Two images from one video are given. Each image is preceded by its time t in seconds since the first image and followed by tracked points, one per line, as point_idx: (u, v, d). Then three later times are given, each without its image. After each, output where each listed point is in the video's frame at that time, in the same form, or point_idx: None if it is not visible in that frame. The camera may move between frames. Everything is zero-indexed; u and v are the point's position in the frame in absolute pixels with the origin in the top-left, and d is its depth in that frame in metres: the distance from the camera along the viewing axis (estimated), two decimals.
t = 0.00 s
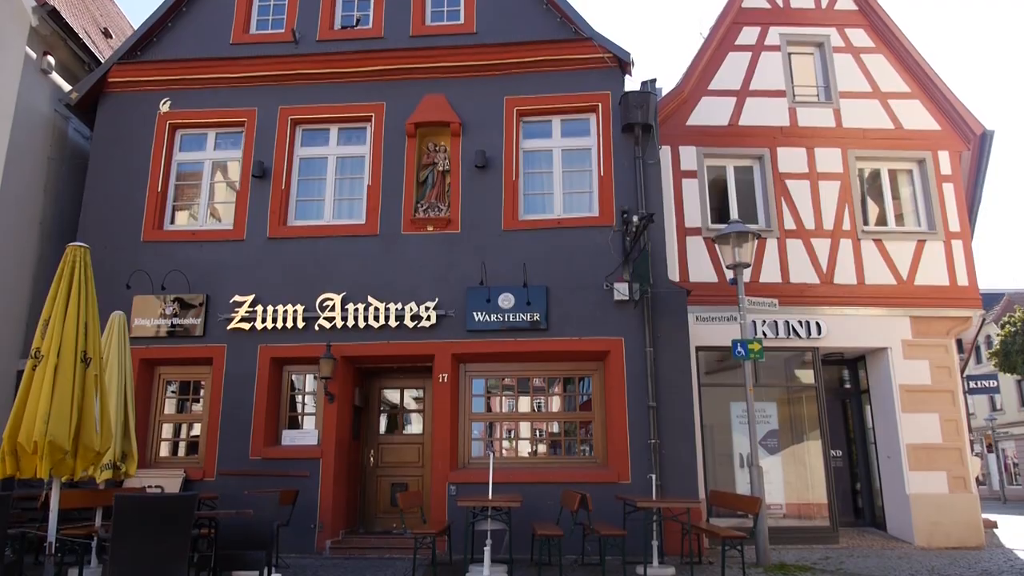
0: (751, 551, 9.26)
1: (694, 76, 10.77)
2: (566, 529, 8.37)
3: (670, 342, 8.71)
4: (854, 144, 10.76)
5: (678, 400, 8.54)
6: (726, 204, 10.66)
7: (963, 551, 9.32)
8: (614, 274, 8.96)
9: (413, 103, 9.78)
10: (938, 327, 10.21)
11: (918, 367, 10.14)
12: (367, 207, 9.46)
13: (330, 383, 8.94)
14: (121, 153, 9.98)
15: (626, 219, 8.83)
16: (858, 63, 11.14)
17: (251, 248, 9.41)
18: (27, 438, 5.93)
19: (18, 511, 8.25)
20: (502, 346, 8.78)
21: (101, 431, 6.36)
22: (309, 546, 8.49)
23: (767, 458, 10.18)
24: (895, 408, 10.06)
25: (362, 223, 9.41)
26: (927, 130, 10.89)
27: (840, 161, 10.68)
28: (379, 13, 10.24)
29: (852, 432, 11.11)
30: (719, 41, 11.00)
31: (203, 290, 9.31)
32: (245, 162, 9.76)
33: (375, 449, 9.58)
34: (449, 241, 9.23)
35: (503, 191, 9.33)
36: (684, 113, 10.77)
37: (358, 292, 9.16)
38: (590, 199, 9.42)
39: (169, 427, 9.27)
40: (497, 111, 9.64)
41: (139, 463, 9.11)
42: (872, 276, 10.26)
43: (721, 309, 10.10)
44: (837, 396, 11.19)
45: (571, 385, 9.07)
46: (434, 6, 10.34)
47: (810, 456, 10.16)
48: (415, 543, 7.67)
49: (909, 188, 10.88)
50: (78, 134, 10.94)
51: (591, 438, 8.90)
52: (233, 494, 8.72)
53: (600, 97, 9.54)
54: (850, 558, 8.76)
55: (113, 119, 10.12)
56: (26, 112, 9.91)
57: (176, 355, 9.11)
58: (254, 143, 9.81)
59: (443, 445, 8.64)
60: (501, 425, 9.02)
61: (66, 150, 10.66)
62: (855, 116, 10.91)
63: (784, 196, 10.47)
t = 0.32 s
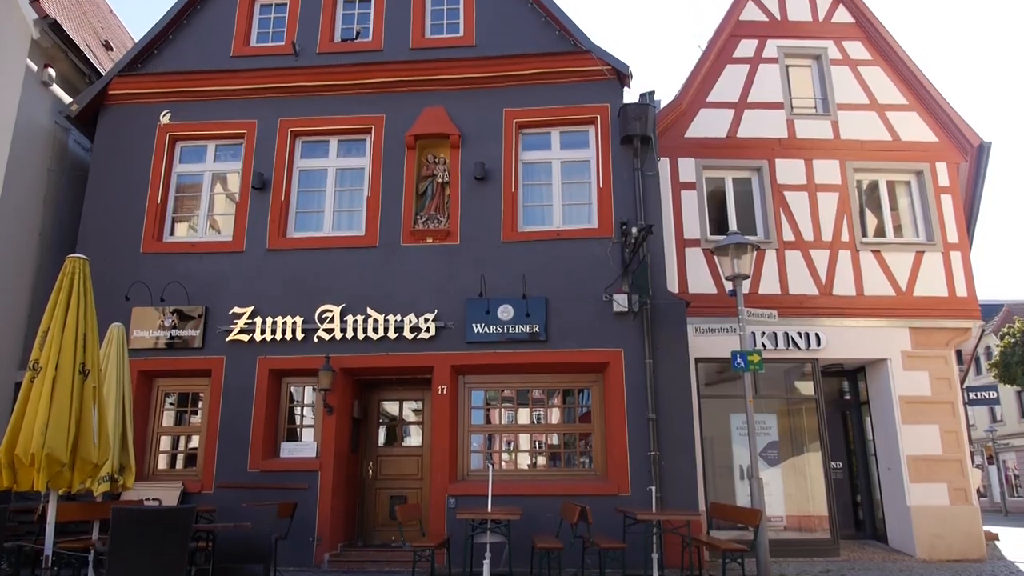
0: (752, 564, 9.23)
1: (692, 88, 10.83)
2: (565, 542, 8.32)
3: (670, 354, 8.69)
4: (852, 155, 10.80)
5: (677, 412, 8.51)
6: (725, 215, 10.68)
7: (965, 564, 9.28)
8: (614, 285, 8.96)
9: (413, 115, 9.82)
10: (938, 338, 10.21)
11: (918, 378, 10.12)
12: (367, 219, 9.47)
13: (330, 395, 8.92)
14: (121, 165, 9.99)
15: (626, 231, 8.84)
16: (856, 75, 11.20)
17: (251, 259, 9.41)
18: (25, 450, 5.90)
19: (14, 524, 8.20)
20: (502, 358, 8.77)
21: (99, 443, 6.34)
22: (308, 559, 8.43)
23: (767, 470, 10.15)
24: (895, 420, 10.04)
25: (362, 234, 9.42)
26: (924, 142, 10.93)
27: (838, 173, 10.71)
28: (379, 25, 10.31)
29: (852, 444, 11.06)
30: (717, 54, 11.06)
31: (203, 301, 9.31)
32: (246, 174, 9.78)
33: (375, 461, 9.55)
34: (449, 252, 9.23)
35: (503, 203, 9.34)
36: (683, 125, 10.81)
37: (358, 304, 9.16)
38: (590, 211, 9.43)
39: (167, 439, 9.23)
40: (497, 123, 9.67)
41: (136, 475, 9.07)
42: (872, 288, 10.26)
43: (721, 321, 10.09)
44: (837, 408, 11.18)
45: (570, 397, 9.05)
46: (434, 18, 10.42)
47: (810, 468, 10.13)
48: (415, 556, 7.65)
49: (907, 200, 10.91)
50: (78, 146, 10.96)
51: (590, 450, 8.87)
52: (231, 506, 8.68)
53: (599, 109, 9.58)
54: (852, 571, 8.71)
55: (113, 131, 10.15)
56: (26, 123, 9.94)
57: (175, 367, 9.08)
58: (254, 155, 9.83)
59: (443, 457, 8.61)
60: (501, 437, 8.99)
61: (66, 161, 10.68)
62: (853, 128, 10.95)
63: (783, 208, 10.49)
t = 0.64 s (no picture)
0: None
1: (692, 103, 10.88)
2: (566, 557, 8.26)
3: (670, 368, 8.67)
4: (852, 170, 10.82)
5: (678, 426, 8.49)
6: (725, 229, 10.70)
7: None
8: (614, 299, 8.96)
9: (414, 129, 9.86)
10: (939, 352, 10.19)
11: (920, 392, 10.10)
12: (368, 233, 9.49)
13: (330, 410, 8.90)
14: (123, 179, 10.02)
15: (626, 244, 8.85)
16: (855, 90, 11.25)
17: (251, 273, 9.42)
18: (24, 464, 5.87)
19: (12, 540, 8.16)
20: (502, 372, 8.76)
21: (98, 458, 6.31)
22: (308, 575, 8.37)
23: (768, 484, 10.11)
24: (897, 434, 10.01)
25: (363, 248, 9.44)
26: (924, 156, 10.96)
27: (838, 187, 10.73)
28: (380, 41, 10.38)
29: (854, 458, 10.97)
30: (717, 69, 11.12)
31: (203, 315, 9.31)
32: (247, 188, 9.81)
33: (375, 476, 9.51)
34: (449, 266, 9.24)
35: (503, 217, 9.36)
36: (683, 139, 10.85)
37: (358, 317, 9.15)
38: (590, 225, 9.44)
39: (167, 453, 9.20)
40: (497, 138, 9.71)
41: (135, 490, 9.03)
42: (872, 301, 10.26)
43: (721, 335, 10.08)
44: (839, 422, 11.14)
45: (571, 411, 9.03)
46: (434, 34, 10.51)
47: (812, 482, 10.09)
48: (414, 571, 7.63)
49: (907, 214, 10.93)
50: (80, 161, 11.00)
51: (591, 464, 8.83)
52: (231, 521, 8.65)
53: (599, 123, 9.62)
54: None
55: (115, 146, 10.19)
56: (29, 138, 9.98)
57: (175, 381, 9.07)
58: (255, 170, 9.86)
59: (443, 471, 8.57)
60: (501, 452, 8.96)
61: (68, 176, 10.71)
62: (853, 143, 10.98)
63: (783, 222, 10.50)
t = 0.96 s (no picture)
0: None
1: (691, 117, 10.93)
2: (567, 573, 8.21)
3: (670, 382, 8.66)
4: (852, 184, 10.86)
5: (678, 441, 8.46)
6: (725, 244, 10.71)
7: None
8: (614, 314, 8.95)
9: (414, 144, 9.90)
10: (939, 366, 10.18)
11: (921, 407, 10.08)
12: (368, 247, 9.50)
13: (330, 424, 8.87)
14: (124, 194, 10.05)
15: (626, 259, 8.86)
16: (854, 105, 11.31)
17: (251, 287, 9.42)
18: (22, 479, 5.85)
19: (9, 555, 8.11)
20: (502, 387, 8.75)
21: (96, 473, 6.28)
22: None
23: (770, 499, 10.06)
24: (898, 448, 9.97)
25: (363, 262, 9.45)
26: (923, 171, 10.99)
27: (838, 202, 10.76)
28: (381, 56, 10.45)
29: (855, 473, 10.86)
30: (716, 84, 11.19)
31: (203, 330, 9.30)
32: (248, 203, 9.83)
33: (375, 491, 9.46)
34: (449, 280, 9.24)
35: (503, 231, 9.37)
36: (683, 154, 10.89)
37: (358, 332, 9.15)
38: (590, 239, 9.45)
39: (166, 468, 9.16)
40: (497, 152, 9.74)
41: (134, 505, 8.98)
42: (872, 315, 10.26)
43: (722, 349, 10.08)
44: (840, 436, 11.04)
45: (571, 426, 9.01)
46: (435, 50, 10.57)
47: (814, 497, 10.05)
48: None
49: (906, 228, 10.95)
50: (81, 175, 11.03)
51: (592, 479, 8.80)
52: (229, 537, 8.60)
53: (599, 138, 9.66)
54: None
55: (116, 161, 10.22)
56: (31, 153, 10.02)
57: (174, 396, 9.05)
58: (256, 184, 9.89)
59: (443, 486, 8.53)
60: (501, 467, 8.93)
61: (70, 190, 10.74)
62: (852, 157, 11.02)
63: (783, 237, 10.52)
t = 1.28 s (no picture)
0: None
1: (691, 131, 10.97)
2: None
3: (671, 396, 8.64)
4: (852, 198, 10.88)
5: (680, 454, 8.43)
6: (725, 257, 10.72)
7: None
8: (615, 327, 8.95)
9: (415, 158, 9.93)
10: (941, 379, 10.16)
11: (922, 420, 10.05)
12: (368, 260, 9.51)
13: (330, 438, 8.84)
14: (126, 207, 10.07)
15: (626, 272, 8.87)
16: (853, 119, 11.36)
17: (251, 300, 9.42)
18: (21, 494, 5.83)
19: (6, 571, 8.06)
20: (502, 400, 8.73)
21: (95, 488, 6.26)
22: None
23: (771, 513, 10.01)
24: (900, 462, 9.94)
25: (363, 275, 9.46)
26: (923, 184, 11.02)
27: (838, 215, 10.78)
28: (382, 70, 10.50)
29: (857, 486, 10.87)
30: (715, 98, 11.24)
31: (203, 343, 9.29)
32: (249, 216, 9.86)
33: (374, 505, 9.42)
34: (449, 294, 9.24)
35: (503, 245, 9.39)
36: (683, 167, 10.91)
37: (358, 345, 9.14)
38: (590, 252, 9.46)
39: (165, 482, 9.12)
40: (498, 166, 9.77)
41: (133, 520, 8.94)
42: (873, 329, 10.25)
43: (722, 362, 10.06)
44: (841, 450, 10.99)
45: (572, 440, 8.98)
46: (435, 64, 10.63)
47: (815, 511, 10.01)
48: None
49: (906, 241, 10.96)
50: (83, 189, 11.06)
51: (593, 493, 8.76)
52: (228, 551, 8.55)
53: (599, 152, 9.69)
54: None
55: (117, 174, 10.25)
56: (33, 166, 10.05)
57: (174, 409, 9.03)
58: (257, 198, 9.92)
59: (443, 501, 8.49)
60: (502, 480, 8.89)
61: (70, 204, 10.76)
62: (852, 171, 11.05)
63: (783, 249, 10.53)
